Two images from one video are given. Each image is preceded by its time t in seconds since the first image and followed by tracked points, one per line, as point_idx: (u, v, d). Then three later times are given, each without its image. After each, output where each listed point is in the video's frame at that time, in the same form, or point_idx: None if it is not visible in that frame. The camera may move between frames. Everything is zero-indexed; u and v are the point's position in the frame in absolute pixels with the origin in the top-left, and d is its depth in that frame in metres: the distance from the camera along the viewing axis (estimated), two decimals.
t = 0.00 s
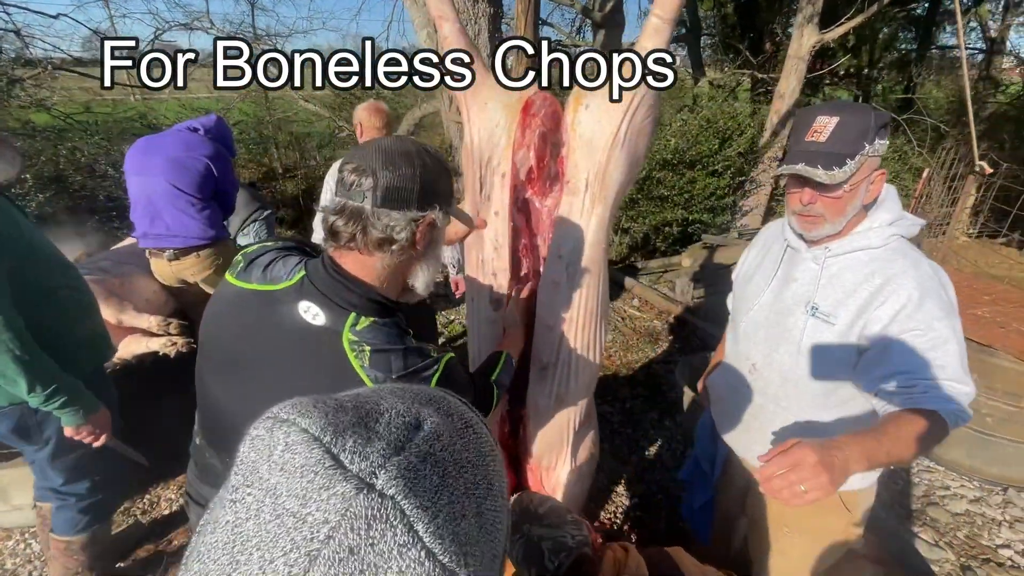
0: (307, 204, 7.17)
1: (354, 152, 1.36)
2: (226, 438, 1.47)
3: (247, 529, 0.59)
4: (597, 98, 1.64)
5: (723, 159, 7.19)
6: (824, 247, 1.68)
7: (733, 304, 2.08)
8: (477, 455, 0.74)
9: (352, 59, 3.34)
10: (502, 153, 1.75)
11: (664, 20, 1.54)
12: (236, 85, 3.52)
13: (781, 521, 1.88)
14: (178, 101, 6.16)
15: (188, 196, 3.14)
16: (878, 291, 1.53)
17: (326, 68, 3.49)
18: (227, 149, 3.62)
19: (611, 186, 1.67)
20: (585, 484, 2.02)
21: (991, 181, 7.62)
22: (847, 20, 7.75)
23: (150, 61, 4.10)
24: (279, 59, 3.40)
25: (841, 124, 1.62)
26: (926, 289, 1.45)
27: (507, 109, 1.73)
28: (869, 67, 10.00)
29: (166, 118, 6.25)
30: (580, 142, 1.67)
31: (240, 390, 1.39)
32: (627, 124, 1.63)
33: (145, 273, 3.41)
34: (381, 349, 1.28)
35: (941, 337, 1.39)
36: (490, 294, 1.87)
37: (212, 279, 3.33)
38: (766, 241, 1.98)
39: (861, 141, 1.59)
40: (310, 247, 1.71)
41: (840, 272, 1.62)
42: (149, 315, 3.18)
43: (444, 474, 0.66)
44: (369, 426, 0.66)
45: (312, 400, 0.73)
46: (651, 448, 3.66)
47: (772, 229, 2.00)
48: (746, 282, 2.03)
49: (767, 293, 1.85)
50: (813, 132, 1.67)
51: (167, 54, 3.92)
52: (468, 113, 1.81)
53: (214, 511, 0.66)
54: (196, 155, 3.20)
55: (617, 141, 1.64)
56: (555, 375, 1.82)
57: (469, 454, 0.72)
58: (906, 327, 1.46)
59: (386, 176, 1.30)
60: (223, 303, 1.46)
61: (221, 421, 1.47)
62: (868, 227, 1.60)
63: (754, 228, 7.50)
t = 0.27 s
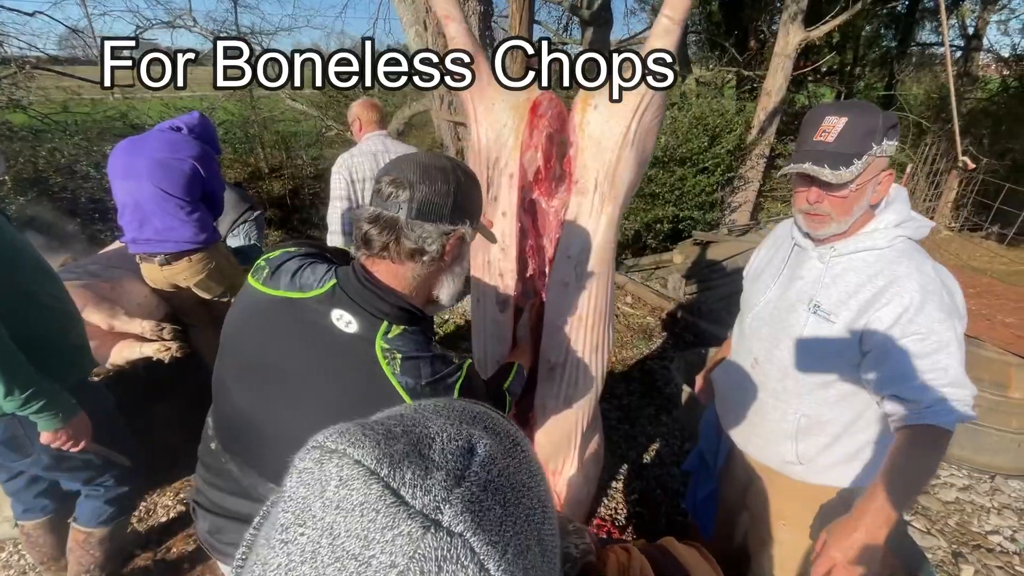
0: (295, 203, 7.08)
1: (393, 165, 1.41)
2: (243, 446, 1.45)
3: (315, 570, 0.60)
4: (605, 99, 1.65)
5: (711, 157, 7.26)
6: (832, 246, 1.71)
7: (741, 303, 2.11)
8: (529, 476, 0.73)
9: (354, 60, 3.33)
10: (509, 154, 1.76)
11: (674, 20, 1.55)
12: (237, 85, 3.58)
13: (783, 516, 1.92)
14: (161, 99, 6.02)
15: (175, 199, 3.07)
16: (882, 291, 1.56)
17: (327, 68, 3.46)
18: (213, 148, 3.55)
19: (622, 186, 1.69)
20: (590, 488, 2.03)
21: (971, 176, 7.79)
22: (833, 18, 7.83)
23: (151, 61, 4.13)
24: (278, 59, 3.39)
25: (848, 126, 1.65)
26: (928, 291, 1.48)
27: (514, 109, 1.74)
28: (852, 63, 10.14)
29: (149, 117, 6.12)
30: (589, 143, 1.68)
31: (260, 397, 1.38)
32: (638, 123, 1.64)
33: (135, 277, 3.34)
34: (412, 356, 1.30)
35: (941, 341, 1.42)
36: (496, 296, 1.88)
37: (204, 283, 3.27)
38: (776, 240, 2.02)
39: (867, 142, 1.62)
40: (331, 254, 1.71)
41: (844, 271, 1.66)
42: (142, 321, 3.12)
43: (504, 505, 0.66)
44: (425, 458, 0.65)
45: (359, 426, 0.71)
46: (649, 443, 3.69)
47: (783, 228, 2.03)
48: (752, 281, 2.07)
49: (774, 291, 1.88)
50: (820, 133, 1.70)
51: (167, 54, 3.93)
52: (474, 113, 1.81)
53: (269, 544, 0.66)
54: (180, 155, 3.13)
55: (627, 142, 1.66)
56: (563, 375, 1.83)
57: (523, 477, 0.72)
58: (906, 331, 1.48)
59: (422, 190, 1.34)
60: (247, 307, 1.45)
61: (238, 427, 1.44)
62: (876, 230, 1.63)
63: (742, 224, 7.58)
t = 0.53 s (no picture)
0: (282, 203, 7.01)
1: (415, 170, 1.43)
2: (251, 444, 1.46)
3: (340, 559, 0.61)
4: (602, 100, 1.67)
5: (699, 154, 7.33)
6: (832, 247, 1.75)
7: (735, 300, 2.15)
8: (540, 467, 0.76)
9: (353, 60, 3.32)
10: (504, 153, 1.78)
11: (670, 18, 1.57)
12: (238, 86, 3.59)
13: (775, 507, 1.97)
14: (144, 98, 5.92)
15: (164, 202, 3.05)
16: (889, 293, 1.60)
17: (326, 68, 3.45)
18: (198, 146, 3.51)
19: (617, 186, 1.71)
20: (587, 487, 2.05)
21: (951, 171, 7.95)
22: (817, 16, 7.92)
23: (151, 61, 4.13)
24: (278, 60, 3.36)
25: (843, 123, 1.70)
26: (932, 295, 1.55)
27: (509, 110, 1.76)
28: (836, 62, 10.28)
29: (131, 116, 6.01)
30: (584, 142, 1.71)
31: (269, 396, 1.39)
32: (633, 123, 1.67)
33: (124, 279, 3.30)
34: (421, 356, 1.32)
35: (946, 343, 1.52)
36: (493, 295, 1.89)
37: (195, 285, 3.24)
38: (771, 237, 2.05)
39: (862, 139, 1.66)
40: (341, 253, 1.72)
41: (846, 272, 1.70)
42: (132, 323, 3.11)
43: (520, 493, 0.68)
44: (443, 449, 0.67)
45: (375, 420, 0.72)
46: (642, 438, 3.74)
47: (777, 224, 2.07)
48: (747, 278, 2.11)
49: (773, 291, 1.91)
50: (817, 130, 1.75)
51: (167, 54, 3.89)
52: (467, 112, 1.83)
53: (288, 539, 0.66)
54: (166, 155, 3.09)
55: (622, 142, 1.68)
56: (561, 374, 1.86)
57: (535, 467, 0.75)
58: (916, 333, 1.55)
59: (443, 195, 1.36)
60: (259, 307, 1.46)
61: (247, 426, 1.46)
62: (878, 229, 1.65)
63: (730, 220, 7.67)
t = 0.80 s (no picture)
0: (271, 203, 6.96)
1: (416, 170, 1.43)
2: (250, 445, 1.46)
3: (316, 572, 0.57)
4: (592, 100, 1.69)
5: (688, 152, 7.39)
6: (832, 247, 1.77)
7: (730, 300, 2.18)
8: (531, 475, 0.72)
9: (353, 59, 3.33)
10: (495, 155, 1.78)
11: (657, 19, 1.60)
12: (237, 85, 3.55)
13: (768, 500, 2.01)
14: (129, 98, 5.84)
15: (151, 202, 3.02)
16: (892, 292, 1.62)
17: (325, 67, 3.46)
18: (184, 145, 3.48)
19: (605, 186, 1.73)
20: (584, 486, 2.07)
21: (934, 168, 8.09)
22: (803, 16, 7.99)
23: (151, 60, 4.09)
24: (279, 59, 3.33)
25: (844, 121, 1.74)
26: (934, 292, 1.58)
27: (499, 112, 1.77)
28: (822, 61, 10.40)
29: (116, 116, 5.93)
30: (574, 143, 1.72)
31: (268, 398, 1.39)
32: (621, 124, 1.69)
33: (112, 282, 3.27)
34: (422, 356, 1.34)
35: (947, 337, 1.56)
36: (485, 297, 1.90)
37: (184, 287, 3.20)
38: (762, 238, 2.08)
39: (864, 137, 1.70)
40: (339, 254, 1.73)
41: (847, 273, 1.73)
42: (121, 326, 3.07)
43: (507, 503, 0.65)
44: (428, 458, 0.64)
45: (359, 428, 0.69)
46: (635, 435, 3.77)
47: (765, 224, 2.11)
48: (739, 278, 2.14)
49: (771, 292, 1.94)
50: (818, 129, 1.77)
51: (166, 53, 3.87)
52: (459, 114, 1.84)
53: (266, 551, 0.63)
54: (152, 155, 3.07)
55: (610, 143, 1.70)
56: (555, 375, 1.88)
57: (526, 476, 0.71)
58: (918, 330, 1.58)
59: (445, 196, 1.38)
60: (257, 308, 1.47)
61: (246, 427, 1.46)
62: (876, 228, 1.70)
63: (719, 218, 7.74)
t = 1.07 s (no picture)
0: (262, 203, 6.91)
1: (411, 172, 1.45)
2: (247, 445, 1.46)
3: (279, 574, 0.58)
4: (588, 99, 1.70)
5: (679, 151, 7.44)
6: (823, 248, 1.80)
7: (724, 299, 2.20)
8: (509, 476, 0.72)
9: (354, 59, 3.31)
10: (492, 153, 1.79)
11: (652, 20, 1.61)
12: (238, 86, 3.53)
13: (761, 497, 2.03)
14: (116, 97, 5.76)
15: (139, 202, 3.00)
16: (882, 292, 1.65)
17: (326, 67, 3.43)
18: (169, 144, 3.44)
19: (601, 185, 1.74)
20: (578, 484, 2.08)
21: (921, 166, 8.20)
22: (792, 16, 8.05)
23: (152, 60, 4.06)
24: (278, 59, 3.31)
25: (833, 125, 1.76)
26: (924, 292, 1.61)
27: (496, 111, 1.78)
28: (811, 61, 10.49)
29: (104, 116, 5.85)
30: (569, 143, 1.73)
31: (265, 397, 1.40)
32: (616, 124, 1.70)
33: (103, 283, 3.23)
34: (418, 355, 1.34)
35: (935, 335, 1.58)
36: (480, 296, 1.89)
37: (175, 288, 3.18)
38: (756, 237, 2.10)
39: (853, 141, 1.72)
40: (334, 254, 1.73)
41: (840, 273, 1.75)
42: (113, 328, 3.04)
43: (474, 503, 0.64)
44: (394, 456, 0.65)
45: (333, 430, 0.71)
46: (629, 432, 3.79)
47: (758, 224, 2.14)
48: (733, 276, 2.17)
49: (764, 290, 1.96)
50: (808, 133, 1.80)
51: (166, 53, 3.85)
52: (455, 113, 1.84)
53: (241, 551, 0.66)
54: (139, 154, 3.04)
55: (607, 142, 1.71)
56: (549, 373, 1.89)
57: (502, 477, 0.70)
58: (907, 329, 1.61)
59: (439, 195, 1.38)
60: (251, 309, 1.47)
61: (242, 427, 1.45)
62: (867, 229, 1.73)
63: (710, 217, 7.79)
